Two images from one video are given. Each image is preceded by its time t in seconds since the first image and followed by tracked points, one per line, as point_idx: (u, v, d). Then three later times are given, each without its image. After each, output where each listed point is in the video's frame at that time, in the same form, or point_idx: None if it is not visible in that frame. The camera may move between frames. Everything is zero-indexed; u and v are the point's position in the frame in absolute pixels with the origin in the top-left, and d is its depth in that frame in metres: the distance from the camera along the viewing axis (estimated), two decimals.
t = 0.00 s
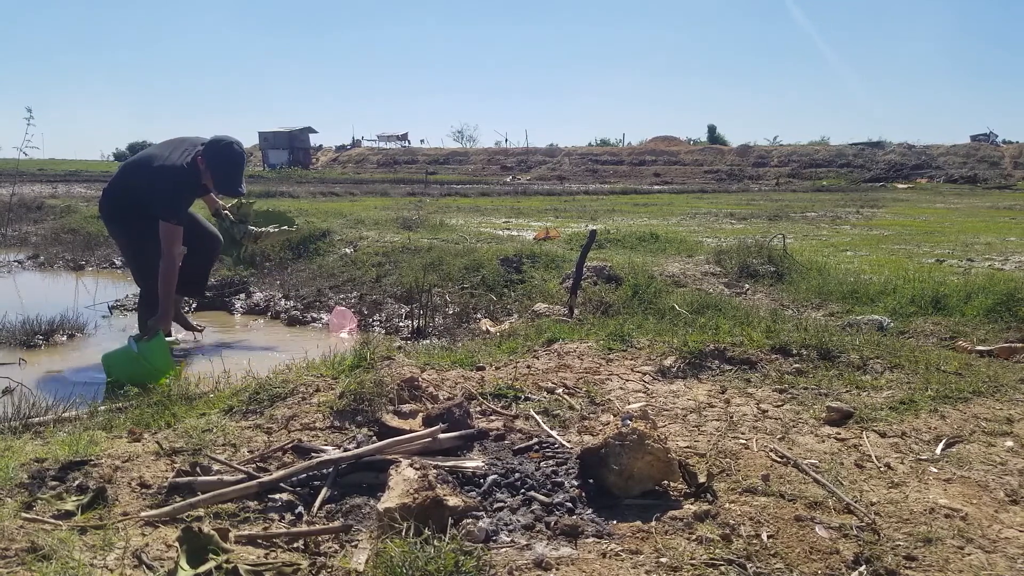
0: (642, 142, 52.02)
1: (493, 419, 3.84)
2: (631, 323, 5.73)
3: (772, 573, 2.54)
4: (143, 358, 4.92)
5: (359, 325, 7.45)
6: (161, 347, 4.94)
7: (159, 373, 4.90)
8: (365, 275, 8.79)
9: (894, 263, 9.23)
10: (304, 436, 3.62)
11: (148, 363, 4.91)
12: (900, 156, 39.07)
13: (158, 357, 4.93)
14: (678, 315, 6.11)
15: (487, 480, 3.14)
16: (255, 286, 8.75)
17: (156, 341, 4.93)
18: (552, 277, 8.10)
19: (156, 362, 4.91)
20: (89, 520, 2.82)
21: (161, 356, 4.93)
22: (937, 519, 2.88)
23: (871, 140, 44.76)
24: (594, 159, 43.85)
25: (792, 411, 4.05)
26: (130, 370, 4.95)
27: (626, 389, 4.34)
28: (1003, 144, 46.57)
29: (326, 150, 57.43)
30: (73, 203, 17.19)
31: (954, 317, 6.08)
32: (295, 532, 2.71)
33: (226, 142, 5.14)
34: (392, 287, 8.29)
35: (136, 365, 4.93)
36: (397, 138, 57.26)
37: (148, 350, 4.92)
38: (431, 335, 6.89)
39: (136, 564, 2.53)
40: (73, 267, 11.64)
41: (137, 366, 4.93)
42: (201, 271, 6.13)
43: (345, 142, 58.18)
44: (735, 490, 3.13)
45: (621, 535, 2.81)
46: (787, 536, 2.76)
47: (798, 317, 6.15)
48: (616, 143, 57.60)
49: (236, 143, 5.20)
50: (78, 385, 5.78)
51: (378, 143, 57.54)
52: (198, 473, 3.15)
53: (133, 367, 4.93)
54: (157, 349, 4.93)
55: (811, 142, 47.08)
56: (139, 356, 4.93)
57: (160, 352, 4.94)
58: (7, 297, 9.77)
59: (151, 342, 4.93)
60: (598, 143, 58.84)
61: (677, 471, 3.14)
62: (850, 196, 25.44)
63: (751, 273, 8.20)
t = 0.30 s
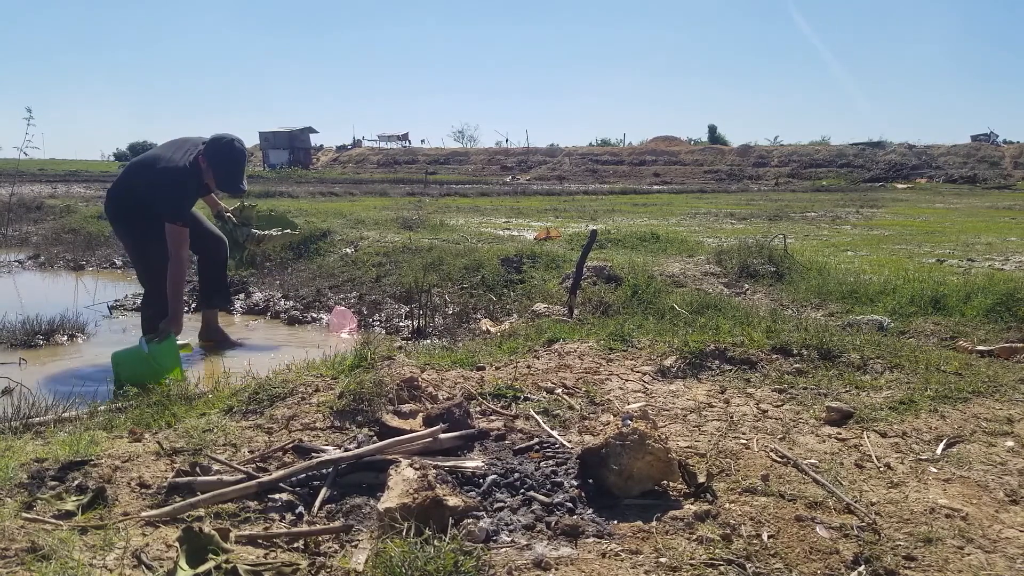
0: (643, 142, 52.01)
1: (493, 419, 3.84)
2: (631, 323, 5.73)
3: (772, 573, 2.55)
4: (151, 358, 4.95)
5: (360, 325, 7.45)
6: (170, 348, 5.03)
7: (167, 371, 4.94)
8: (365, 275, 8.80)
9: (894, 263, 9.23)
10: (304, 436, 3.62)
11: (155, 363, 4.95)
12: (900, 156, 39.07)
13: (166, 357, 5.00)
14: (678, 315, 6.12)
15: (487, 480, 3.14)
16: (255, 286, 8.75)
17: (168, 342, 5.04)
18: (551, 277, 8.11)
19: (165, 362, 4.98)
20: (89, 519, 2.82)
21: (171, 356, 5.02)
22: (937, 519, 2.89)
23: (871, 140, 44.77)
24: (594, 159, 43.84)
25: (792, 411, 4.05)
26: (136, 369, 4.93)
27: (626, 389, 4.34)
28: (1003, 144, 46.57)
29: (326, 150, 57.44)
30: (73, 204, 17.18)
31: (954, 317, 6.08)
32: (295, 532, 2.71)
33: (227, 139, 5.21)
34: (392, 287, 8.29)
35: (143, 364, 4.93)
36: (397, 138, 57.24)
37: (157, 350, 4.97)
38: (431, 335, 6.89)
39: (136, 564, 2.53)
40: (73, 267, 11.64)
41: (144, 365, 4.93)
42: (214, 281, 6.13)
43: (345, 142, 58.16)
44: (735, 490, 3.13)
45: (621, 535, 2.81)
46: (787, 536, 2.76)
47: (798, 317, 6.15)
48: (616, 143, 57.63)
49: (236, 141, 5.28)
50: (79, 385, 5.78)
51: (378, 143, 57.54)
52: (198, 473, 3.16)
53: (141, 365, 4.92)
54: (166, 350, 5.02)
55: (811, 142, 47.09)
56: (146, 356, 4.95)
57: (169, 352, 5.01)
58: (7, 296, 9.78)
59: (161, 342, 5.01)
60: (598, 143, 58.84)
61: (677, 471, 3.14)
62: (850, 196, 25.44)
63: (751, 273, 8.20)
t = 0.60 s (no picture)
0: (642, 142, 52.01)
1: (493, 419, 3.84)
2: (631, 323, 5.73)
3: (772, 573, 2.55)
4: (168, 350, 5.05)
5: (360, 325, 7.45)
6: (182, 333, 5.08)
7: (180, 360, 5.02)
8: (365, 275, 8.79)
9: (894, 263, 9.23)
10: (304, 436, 3.62)
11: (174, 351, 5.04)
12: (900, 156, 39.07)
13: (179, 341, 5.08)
14: (678, 315, 6.11)
15: (487, 480, 3.14)
16: (255, 287, 8.75)
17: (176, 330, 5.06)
18: (551, 277, 8.11)
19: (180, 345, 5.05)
20: (89, 520, 2.82)
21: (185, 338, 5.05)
22: (937, 519, 2.88)
23: (871, 140, 44.79)
24: (594, 159, 43.83)
25: (792, 411, 4.05)
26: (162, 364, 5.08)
27: (626, 389, 4.34)
28: (1003, 144, 46.58)
29: (326, 150, 57.44)
30: (73, 204, 17.17)
31: (954, 317, 6.08)
32: (295, 532, 2.71)
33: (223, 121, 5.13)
34: (392, 287, 8.29)
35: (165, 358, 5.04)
36: (396, 138, 57.23)
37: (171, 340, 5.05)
38: (431, 335, 6.89)
39: (135, 564, 2.52)
40: (72, 267, 11.63)
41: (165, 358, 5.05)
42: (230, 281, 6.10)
43: (345, 142, 58.16)
44: (735, 490, 3.13)
45: (621, 535, 2.81)
46: (787, 536, 2.76)
47: (798, 317, 6.15)
48: (616, 143, 57.70)
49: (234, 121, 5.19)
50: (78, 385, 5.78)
51: (378, 143, 57.55)
52: (198, 473, 3.16)
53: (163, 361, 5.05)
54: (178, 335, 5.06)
55: (811, 142, 47.08)
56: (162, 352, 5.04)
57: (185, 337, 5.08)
58: (7, 296, 9.78)
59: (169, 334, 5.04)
60: (598, 143, 58.85)
61: (677, 471, 3.13)
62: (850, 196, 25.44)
63: (751, 273, 8.20)
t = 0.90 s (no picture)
0: (642, 142, 52.01)
1: (493, 419, 3.84)
2: (631, 323, 5.73)
3: (772, 573, 2.55)
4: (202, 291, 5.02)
5: (360, 325, 7.45)
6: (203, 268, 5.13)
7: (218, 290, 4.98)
8: (366, 275, 8.79)
9: (894, 263, 9.23)
10: (303, 436, 3.62)
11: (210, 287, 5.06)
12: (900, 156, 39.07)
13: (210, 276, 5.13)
14: (678, 315, 6.11)
15: (487, 480, 3.14)
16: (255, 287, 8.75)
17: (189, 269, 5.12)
18: (551, 277, 8.11)
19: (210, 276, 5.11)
20: (89, 519, 2.82)
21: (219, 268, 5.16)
22: (937, 519, 2.88)
23: (871, 140, 44.81)
24: (594, 159, 43.84)
25: (792, 411, 4.05)
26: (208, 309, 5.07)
27: (626, 389, 4.34)
28: (1003, 143, 46.60)
29: (326, 150, 57.47)
30: (73, 204, 17.17)
31: (954, 317, 6.08)
32: (295, 532, 2.71)
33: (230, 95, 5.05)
34: (392, 287, 8.29)
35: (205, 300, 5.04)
36: (396, 138, 57.23)
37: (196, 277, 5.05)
38: (431, 335, 6.89)
39: (136, 564, 2.52)
40: (73, 267, 11.63)
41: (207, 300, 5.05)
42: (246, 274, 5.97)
43: (345, 143, 58.18)
44: (735, 490, 3.13)
45: (621, 535, 2.81)
46: (787, 536, 2.76)
47: (798, 317, 6.15)
48: (616, 142, 57.72)
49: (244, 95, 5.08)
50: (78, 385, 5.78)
51: (378, 143, 57.57)
52: (198, 473, 3.16)
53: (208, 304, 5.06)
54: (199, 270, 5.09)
55: (811, 141, 47.09)
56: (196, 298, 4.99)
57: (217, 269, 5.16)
58: (7, 296, 9.78)
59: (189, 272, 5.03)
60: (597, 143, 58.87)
61: (677, 471, 3.13)
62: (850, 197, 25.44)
63: (751, 273, 8.20)
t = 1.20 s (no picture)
0: (642, 142, 52.01)
1: (493, 419, 3.84)
2: (631, 323, 5.73)
3: (772, 573, 2.55)
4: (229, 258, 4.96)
5: (359, 325, 7.46)
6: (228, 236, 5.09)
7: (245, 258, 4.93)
8: (366, 275, 8.79)
9: (894, 263, 9.23)
10: (303, 436, 3.62)
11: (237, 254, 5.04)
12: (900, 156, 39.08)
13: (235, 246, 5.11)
14: (678, 315, 6.11)
15: (487, 480, 3.14)
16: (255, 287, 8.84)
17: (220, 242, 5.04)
18: (551, 277, 8.11)
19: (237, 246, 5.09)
20: (89, 519, 2.82)
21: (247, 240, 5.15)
22: (937, 519, 2.88)
23: (870, 140, 44.82)
24: (594, 159, 43.85)
25: (792, 411, 4.05)
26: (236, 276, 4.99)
27: (626, 389, 4.34)
28: (1002, 143, 46.65)
29: (325, 150, 57.47)
30: (73, 204, 17.16)
31: (954, 317, 6.08)
32: (295, 532, 2.71)
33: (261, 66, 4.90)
34: (392, 287, 8.30)
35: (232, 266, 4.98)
36: (396, 138, 57.24)
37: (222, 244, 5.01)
38: (431, 335, 6.89)
39: (136, 564, 2.52)
40: (73, 267, 11.63)
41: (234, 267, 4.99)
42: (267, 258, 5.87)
43: (345, 143, 58.19)
44: (734, 490, 3.13)
45: (621, 535, 2.81)
46: (787, 536, 2.76)
47: (798, 317, 6.15)
48: (616, 143, 57.71)
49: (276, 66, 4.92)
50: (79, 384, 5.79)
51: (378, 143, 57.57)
52: (198, 473, 3.16)
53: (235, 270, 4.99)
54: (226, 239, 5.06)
55: (811, 141, 47.11)
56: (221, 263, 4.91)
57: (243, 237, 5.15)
58: (8, 296, 9.78)
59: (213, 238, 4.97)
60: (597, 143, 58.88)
61: (677, 471, 3.13)
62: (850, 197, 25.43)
63: (751, 273, 8.20)
